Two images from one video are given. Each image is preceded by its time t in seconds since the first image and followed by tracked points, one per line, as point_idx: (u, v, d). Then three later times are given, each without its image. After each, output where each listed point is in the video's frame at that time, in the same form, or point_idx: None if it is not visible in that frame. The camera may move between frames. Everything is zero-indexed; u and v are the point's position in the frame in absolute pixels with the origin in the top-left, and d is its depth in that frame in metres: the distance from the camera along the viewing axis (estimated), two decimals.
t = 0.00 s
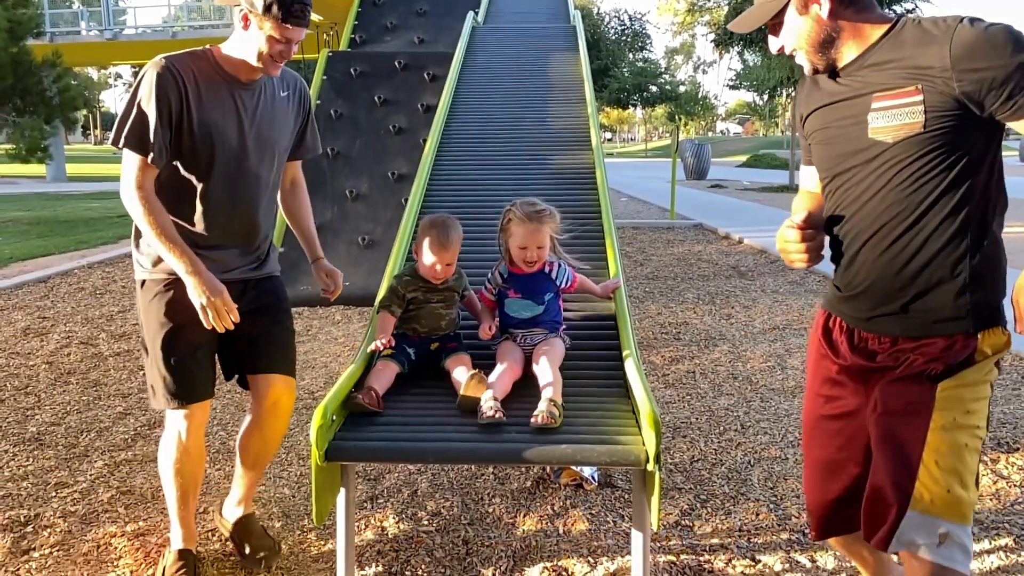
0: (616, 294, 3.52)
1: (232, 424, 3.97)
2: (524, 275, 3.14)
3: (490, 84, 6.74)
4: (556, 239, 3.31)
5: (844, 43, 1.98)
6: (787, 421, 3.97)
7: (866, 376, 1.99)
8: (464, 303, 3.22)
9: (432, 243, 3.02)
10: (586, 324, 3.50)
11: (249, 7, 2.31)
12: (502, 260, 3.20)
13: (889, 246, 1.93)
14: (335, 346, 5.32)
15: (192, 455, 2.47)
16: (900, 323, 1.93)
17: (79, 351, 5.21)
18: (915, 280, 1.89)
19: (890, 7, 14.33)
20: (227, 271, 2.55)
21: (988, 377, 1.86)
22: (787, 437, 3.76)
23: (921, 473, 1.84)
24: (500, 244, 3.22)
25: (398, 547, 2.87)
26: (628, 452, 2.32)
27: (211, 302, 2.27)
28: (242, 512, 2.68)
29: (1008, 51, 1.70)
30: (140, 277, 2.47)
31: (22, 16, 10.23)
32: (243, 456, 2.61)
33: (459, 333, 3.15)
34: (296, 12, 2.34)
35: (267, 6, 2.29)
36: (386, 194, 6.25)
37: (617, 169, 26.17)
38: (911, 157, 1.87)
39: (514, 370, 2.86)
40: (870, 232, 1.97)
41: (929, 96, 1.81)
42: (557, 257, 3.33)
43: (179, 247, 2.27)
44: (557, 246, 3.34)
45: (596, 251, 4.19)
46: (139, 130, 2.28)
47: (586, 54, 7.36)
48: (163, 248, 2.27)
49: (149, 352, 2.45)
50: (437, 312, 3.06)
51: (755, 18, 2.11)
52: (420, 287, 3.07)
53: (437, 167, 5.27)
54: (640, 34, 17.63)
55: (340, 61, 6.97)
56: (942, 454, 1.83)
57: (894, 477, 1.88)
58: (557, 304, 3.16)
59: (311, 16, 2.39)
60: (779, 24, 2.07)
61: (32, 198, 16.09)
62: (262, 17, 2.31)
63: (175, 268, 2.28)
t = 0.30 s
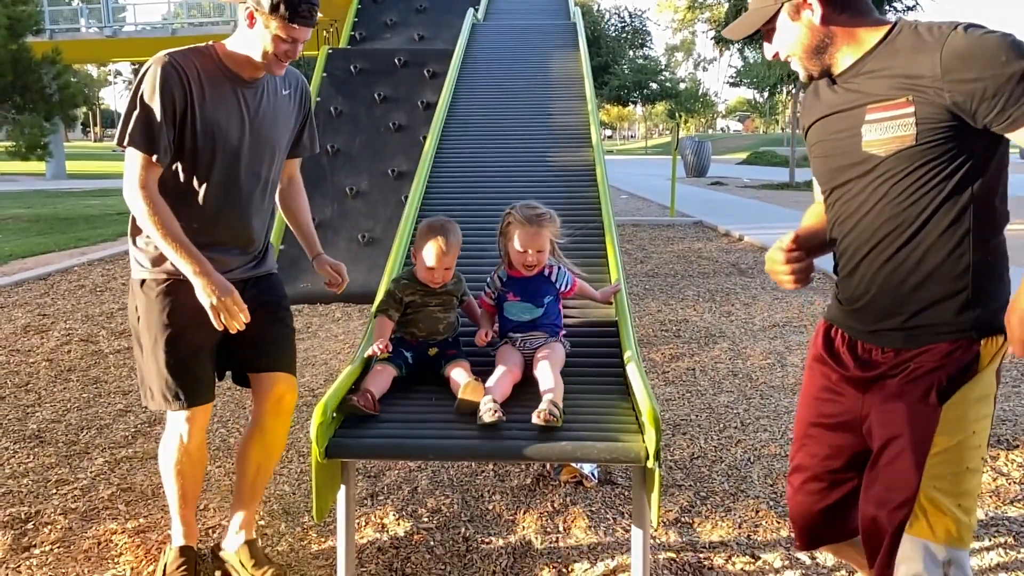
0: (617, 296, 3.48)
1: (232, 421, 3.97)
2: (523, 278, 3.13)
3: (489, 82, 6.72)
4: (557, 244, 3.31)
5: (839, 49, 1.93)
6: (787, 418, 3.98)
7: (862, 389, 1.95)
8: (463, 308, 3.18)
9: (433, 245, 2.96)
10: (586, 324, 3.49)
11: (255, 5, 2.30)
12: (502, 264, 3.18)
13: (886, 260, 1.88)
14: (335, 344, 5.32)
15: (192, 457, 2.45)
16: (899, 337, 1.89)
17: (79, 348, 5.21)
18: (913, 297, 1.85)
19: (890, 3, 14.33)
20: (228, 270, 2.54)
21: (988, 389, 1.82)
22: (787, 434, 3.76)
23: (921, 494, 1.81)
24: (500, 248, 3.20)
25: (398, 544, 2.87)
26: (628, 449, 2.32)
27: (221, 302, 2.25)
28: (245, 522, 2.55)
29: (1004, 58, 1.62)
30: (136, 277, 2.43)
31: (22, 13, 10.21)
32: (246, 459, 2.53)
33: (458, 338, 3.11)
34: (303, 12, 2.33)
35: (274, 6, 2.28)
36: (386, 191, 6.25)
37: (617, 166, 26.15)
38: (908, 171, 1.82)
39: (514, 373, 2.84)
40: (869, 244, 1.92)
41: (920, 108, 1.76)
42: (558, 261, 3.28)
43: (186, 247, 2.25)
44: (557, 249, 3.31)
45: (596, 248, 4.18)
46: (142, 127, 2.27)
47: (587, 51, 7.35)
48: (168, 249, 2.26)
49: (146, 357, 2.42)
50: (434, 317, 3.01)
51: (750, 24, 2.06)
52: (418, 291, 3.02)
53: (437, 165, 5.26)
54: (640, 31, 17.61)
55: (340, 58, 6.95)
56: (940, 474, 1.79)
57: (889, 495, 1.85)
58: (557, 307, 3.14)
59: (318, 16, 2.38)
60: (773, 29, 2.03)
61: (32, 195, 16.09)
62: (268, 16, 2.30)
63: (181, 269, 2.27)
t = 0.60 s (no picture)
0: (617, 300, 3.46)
1: (232, 419, 3.97)
2: (522, 282, 3.06)
3: (489, 80, 6.72)
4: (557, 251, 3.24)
5: (833, 55, 1.83)
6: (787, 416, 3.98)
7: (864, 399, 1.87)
8: (461, 311, 3.17)
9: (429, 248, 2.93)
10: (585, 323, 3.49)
11: (261, 4, 2.27)
12: (501, 267, 3.13)
13: (885, 271, 1.80)
14: (335, 341, 5.32)
15: (193, 458, 2.45)
16: (903, 345, 1.80)
17: (80, 346, 5.22)
18: (913, 317, 1.77)
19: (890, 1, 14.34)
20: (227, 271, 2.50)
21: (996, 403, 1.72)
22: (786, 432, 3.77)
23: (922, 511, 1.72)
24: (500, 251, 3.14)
25: (398, 542, 2.87)
26: (627, 446, 2.32)
27: (233, 300, 2.20)
28: (248, 539, 2.42)
29: (999, 70, 1.51)
30: (135, 277, 2.39)
31: (22, 10, 10.21)
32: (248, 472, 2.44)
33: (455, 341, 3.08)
34: (311, 11, 2.29)
35: (280, 5, 2.24)
36: (386, 188, 6.26)
37: (617, 164, 26.15)
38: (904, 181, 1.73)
39: (514, 374, 2.78)
40: (867, 254, 1.84)
41: (909, 120, 1.67)
42: (557, 263, 3.22)
43: (192, 246, 2.22)
44: (556, 253, 3.23)
45: (596, 246, 4.18)
46: (145, 125, 2.23)
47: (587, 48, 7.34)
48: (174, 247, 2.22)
49: (148, 365, 2.38)
50: (433, 320, 2.98)
51: (740, 30, 1.97)
52: (416, 294, 2.99)
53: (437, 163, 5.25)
54: (640, 28, 17.60)
55: (340, 55, 6.94)
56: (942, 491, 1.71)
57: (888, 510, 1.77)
58: (557, 311, 3.07)
59: (325, 16, 2.35)
60: (764, 35, 1.93)
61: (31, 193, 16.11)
62: (274, 14, 2.26)
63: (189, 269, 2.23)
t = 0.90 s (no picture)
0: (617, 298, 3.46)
1: (232, 417, 3.98)
2: (522, 285, 3.04)
3: (489, 78, 6.72)
4: (556, 254, 3.22)
5: (825, 60, 1.81)
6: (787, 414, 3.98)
7: (863, 405, 1.84)
8: (459, 317, 3.13)
9: (423, 249, 2.91)
10: (584, 322, 3.49)
11: (268, 4, 2.24)
12: (500, 270, 3.11)
13: (884, 277, 1.78)
14: (335, 339, 5.33)
15: (195, 460, 2.43)
16: (903, 352, 1.76)
17: (80, 344, 5.22)
18: (915, 328, 1.74)
19: None
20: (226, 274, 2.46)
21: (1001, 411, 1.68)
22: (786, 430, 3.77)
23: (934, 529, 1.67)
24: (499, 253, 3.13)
25: (398, 539, 2.88)
26: (627, 444, 2.32)
27: (248, 296, 2.13)
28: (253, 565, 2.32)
29: (978, 80, 1.48)
30: (136, 278, 2.36)
31: (21, 8, 10.21)
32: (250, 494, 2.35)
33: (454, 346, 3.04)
34: (318, 13, 2.27)
35: (288, 5, 2.22)
36: (386, 187, 6.26)
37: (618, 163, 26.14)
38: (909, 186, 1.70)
39: (514, 376, 2.74)
40: (867, 260, 1.81)
41: (897, 126, 1.66)
42: (555, 267, 3.21)
43: (203, 247, 2.17)
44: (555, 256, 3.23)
45: (597, 244, 4.18)
46: (154, 123, 2.18)
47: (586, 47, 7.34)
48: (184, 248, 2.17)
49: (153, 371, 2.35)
50: (430, 324, 2.94)
51: (728, 40, 1.93)
52: (414, 297, 2.95)
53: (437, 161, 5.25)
54: (640, 26, 17.60)
55: (340, 54, 6.94)
56: (945, 500, 1.66)
57: (890, 520, 1.73)
58: (556, 314, 3.06)
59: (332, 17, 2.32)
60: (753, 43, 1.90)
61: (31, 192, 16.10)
62: (281, 14, 2.24)
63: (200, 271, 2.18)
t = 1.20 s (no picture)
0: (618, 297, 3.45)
1: (232, 415, 3.98)
2: (521, 287, 3.03)
3: (489, 76, 6.70)
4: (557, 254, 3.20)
5: (816, 64, 1.79)
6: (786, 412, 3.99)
7: (865, 408, 1.81)
8: (458, 322, 3.10)
9: (422, 250, 2.88)
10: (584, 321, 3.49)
11: (274, 5, 2.22)
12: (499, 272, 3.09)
13: (887, 282, 1.76)
14: (335, 338, 5.33)
15: (195, 463, 2.42)
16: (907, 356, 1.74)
17: (80, 342, 5.22)
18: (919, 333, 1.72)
19: None
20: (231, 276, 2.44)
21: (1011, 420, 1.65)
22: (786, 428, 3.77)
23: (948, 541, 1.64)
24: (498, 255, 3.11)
25: (398, 537, 2.88)
26: (629, 440, 2.33)
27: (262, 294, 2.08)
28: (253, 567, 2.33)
29: (953, 83, 1.46)
30: (136, 280, 2.33)
31: (20, 7, 10.20)
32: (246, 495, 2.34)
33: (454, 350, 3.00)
34: (324, 15, 2.24)
35: (293, 6, 2.19)
36: (386, 185, 6.27)
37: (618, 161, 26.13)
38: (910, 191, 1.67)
39: (514, 378, 2.71)
40: (870, 264, 1.79)
41: (883, 130, 1.65)
42: (554, 271, 3.19)
43: (212, 248, 2.12)
44: (554, 260, 3.22)
45: (597, 242, 4.18)
46: (160, 123, 2.16)
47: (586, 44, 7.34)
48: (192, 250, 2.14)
49: (156, 371, 2.33)
50: (429, 326, 2.90)
51: (718, 45, 1.91)
52: (412, 299, 2.92)
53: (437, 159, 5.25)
54: (640, 24, 17.57)
55: (340, 52, 6.94)
56: (957, 514, 1.63)
57: (900, 528, 1.69)
58: (556, 316, 3.03)
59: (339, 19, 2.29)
60: (744, 47, 1.87)
61: (31, 190, 16.08)
62: (286, 16, 2.21)
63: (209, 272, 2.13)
